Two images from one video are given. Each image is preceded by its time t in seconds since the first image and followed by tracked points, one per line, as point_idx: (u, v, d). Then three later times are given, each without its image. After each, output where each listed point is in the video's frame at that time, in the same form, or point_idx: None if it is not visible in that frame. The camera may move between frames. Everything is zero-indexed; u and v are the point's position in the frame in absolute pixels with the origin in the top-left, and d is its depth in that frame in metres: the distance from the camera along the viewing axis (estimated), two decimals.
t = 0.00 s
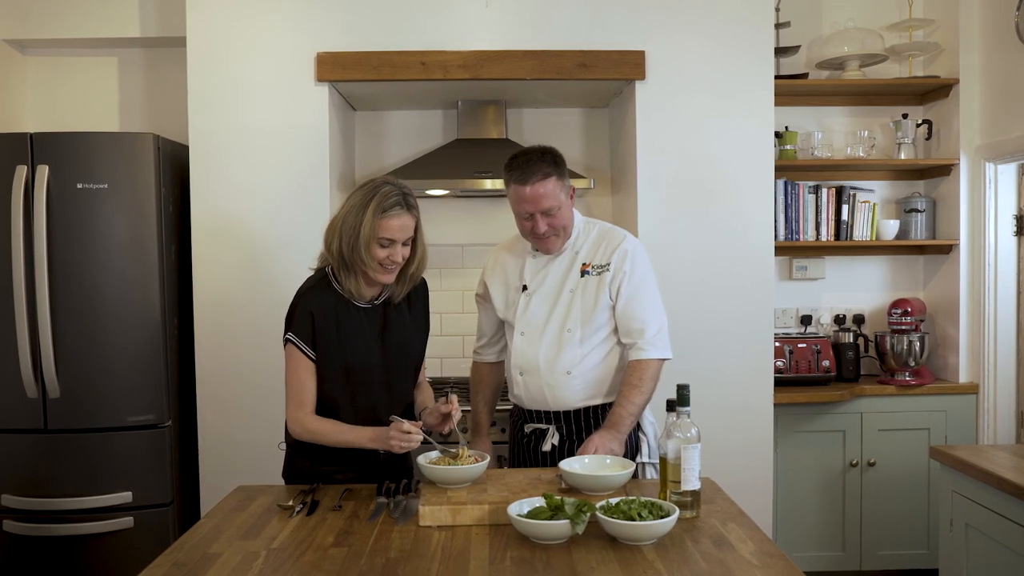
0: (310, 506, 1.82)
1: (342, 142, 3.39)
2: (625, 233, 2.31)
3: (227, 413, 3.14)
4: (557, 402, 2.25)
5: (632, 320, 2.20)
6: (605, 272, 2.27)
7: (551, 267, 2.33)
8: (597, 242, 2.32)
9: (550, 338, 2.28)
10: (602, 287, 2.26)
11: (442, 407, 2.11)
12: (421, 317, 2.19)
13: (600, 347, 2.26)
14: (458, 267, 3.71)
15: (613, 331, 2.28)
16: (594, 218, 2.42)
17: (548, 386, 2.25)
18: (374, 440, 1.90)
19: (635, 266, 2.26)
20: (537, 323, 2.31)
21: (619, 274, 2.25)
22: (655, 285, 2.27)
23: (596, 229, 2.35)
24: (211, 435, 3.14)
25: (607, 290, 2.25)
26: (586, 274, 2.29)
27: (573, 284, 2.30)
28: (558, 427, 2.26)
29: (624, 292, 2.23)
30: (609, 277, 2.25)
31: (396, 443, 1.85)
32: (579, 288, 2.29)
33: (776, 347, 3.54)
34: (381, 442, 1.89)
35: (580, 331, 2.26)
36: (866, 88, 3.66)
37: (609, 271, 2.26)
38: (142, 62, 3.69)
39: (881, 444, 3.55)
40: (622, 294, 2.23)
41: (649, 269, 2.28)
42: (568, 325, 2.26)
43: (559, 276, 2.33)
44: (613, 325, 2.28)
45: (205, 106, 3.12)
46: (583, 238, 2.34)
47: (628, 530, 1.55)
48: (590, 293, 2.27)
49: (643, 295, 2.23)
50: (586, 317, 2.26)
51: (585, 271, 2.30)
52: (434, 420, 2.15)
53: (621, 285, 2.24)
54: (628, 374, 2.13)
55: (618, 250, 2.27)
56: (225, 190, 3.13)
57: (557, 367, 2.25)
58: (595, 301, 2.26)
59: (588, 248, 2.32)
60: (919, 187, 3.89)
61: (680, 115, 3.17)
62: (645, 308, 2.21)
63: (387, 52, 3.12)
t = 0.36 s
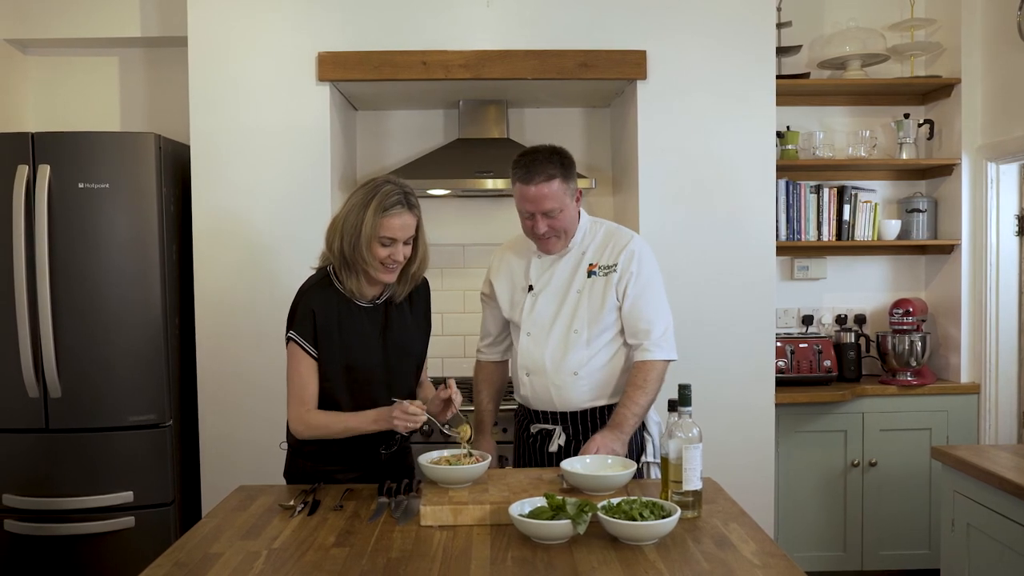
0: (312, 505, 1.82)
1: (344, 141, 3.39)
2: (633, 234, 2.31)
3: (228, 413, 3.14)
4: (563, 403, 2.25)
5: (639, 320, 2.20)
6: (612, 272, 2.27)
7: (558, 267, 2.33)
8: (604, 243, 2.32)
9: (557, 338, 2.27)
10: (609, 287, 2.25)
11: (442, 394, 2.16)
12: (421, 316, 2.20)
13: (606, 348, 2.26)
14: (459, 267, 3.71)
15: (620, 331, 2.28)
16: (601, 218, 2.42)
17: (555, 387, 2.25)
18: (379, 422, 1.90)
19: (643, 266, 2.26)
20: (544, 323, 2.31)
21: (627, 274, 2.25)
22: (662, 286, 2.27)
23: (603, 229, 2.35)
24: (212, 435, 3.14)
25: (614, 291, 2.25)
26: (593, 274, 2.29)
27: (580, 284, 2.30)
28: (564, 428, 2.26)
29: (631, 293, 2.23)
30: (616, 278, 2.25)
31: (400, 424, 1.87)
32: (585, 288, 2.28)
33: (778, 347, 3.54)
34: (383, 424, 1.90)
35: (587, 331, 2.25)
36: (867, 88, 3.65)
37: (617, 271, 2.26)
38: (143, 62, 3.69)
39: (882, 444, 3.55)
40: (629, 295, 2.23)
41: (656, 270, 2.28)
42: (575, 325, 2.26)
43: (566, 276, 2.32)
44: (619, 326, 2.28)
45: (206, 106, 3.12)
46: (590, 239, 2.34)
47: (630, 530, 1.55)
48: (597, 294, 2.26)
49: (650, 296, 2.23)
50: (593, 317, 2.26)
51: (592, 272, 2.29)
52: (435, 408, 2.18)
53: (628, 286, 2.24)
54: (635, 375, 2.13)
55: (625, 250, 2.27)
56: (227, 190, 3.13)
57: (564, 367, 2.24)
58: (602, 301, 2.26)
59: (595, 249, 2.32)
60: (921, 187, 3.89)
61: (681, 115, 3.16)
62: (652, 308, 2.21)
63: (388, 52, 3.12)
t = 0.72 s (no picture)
0: (313, 505, 1.82)
1: (344, 140, 3.39)
2: (636, 234, 2.31)
3: (229, 412, 3.14)
4: (567, 403, 2.25)
5: (642, 320, 2.20)
6: (615, 272, 2.26)
7: (561, 267, 2.33)
8: (608, 243, 2.32)
9: (560, 338, 2.27)
10: (612, 288, 2.25)
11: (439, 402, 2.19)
12: (422, 316, 2.20)
13: (610, 348, 2.26)
14: (459, 266, 3.71)
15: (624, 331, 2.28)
16: (604, 218, 2.42)
17: (558, 387, 2.25)
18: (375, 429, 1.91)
19: (646, 266, 2.26)
20: (547, 323, 2.31)
21: (630, 274, 2.25)
22: (666, 286, 2.27)
23: (606, 229, 2.35)
24: (213, 434, 3.14)
25: (617, 291, 2.25)
26: (597, 274, 2.29)
27: (583, 284, 2.30)
28: (568, 428, 2.25)
29: (634, 293, 2.22)
30: (619, 277, 2.25)
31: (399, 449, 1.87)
32: (589, 289, 2.28)
33: (779, 347, 3.53)
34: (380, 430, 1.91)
35: (590, 331, 2.25)
36: (869, 87, 3.65)
37: (620, 271, 2.26)
38: (144, 61, 3.69)
39: (883, 444, 3.54)
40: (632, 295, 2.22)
41: (659, 270, 2.28)
42: (578, 326, 2.26)
43: (569, 276, 2.32)
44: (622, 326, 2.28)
45: (207, 106, 3.12)
46: (593, 239, 2.34)
47: (631, 530, 1.55)
48: (600, 294, 2.26)
49: (653, 295, 2.22)
50: (596, 318, 2.26)
51: (595, 272, 2.29)
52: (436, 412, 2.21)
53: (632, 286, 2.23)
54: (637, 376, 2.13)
55: (629, 250, 2.27)
56: (227, 189, 3.13)
57: (567, 368, 2.24)
58: (605, 302, 2.25)
59: (598, 249, 2.32)
60: (922, 187, 3.88)
61: (682, 114, 3.16)
62: (655, 308, 2.20)
63: (389, 51, 3.12)
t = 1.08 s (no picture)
0: (314, 504, 1.82)
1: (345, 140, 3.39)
2: (637, 234, 2.32)
3: (229, 412, 3.14)
4: (568, 403, 2.24)
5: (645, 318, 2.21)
6: (617, 271, 2.27)
7: (561, 266, 2.33)
8: (608, 243, 2.32)
9: (562, 337, 2.27)
10: (614, 287, 2.26)
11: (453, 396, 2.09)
12: (422, 315, 2.20)
13: (612, 347, 2.26)
14: (460, 266, 3.71)
15: (625, 331, 2.28)
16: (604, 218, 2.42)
17: (559, 386, 2.24)
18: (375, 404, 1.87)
19: (648, 266, 2.26)
20: (548, 323, 2.30)
21: (632, 274, 2.25)
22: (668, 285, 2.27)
23: (606, 228, 2.35)
24: (214, 434, 3.14)
25: (619, 290, 2.25)
26: (598, 273, 2.29)
27: (584, 283, 2.30)
28: (569, 428, 2.25)
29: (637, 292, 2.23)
30: (621, 276, 2.25)
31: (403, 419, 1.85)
32: (590, 288, 2.28)
33: (780, 346, 3.53)
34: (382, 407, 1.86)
35: (592, 330, 2.25)
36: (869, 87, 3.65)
37: (622, 271, 2.26)
38: (144, 60, 3.69)
39: (883, 444, 3.54)
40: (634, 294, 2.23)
41: (661, 270, 2.29)
42: (580, 324, 2.25)
43: (570, 275, 2.32)
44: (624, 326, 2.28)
45: (207, 105, 3.12)
46: (593, 238, 2.35)
47: (631, 530, 1.55)
48: (602, 293, 2.27)
49: (656, 294, 2.23)
50: (598, 317, 2.26)
51: (596, 271, 2.30)
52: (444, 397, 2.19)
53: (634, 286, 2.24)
54: (647, 366, 2.13)
55: (631, 250, 2.27)
56: (228, 189, 3.12)
57: (569, 367, 2.24)
58: (607, 301, 2.26)
59: (599, 248, 2.33)
60: (923, 186, 3.88)
61: (683, 114, 3.16)
62: (660, 306, 2.21)
63: (390, 51, 3.12)
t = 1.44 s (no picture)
0: (314, 503, 1.82)
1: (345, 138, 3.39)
2: (640, 234, 2.32)
3: (229, 411, 3.14)
4: (571, 401, 2.24)
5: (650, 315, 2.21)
6: (621, 270, 2.27)
7: (563, 265, 2.34)
8: (611, 242, 2.33)
9: (565, 336, 2.26)
10: (618, 286, 2.26)
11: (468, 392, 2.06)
12: (424, 314, 2.19)
13: (615, 345, 2.26)
14: (460, 265, 3.71)
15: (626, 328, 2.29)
16: (606, 217, 2.43)
17: (563, 385, 2.24)
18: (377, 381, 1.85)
19: (651, 265, 2.27)
20: (550, 321, 2.30)
21: (635, 272, 2.26)
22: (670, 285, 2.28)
23: (608, 228, 2.36)
24: (214, 432, 3.14)
25: (623, 289, 2.25)
26: (601, 272, 2.29)
27: (587, 282, 2.30)
28: (572, 427, 2.25)
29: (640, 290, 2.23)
30: (625, 275, 2.26)
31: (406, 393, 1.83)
32: (593, 287, 2.28)
33: (780, 346, 3.52)
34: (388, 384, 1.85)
35: (595, 329, 2.25)
36: (870, 86, 3.65)
37: (625, 270, 2.26)
38: (144, 60, 3.68)
39: (884, 443, 3.54)
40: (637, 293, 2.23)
41: (663, 270, 2.29)
42: (583, 323, 2.25)
43: (573, 275, 2.33)
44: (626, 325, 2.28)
45: (207, 104, 3.12)
46: (595, 237, 2.35)
47: (632, 529, 1.55)
48: (605, 291, 2.27)
49: (660, 292, 2.24)
50: (601, 316, 2.26)
51: (599, 270, 2.30)
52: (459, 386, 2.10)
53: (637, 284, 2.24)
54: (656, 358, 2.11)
55: (634, 248, 2.28)
56: (228, 188, 3.12)
57: (572, 365, 2.23)
58: (610, 300, 2.26)
59: (601, 248, 2.33)
60: (924, 185, 3.88)
61: (684, 113, 3.16)
62: (664, 304, 2.22)
63: (390, 50, 3.12)
